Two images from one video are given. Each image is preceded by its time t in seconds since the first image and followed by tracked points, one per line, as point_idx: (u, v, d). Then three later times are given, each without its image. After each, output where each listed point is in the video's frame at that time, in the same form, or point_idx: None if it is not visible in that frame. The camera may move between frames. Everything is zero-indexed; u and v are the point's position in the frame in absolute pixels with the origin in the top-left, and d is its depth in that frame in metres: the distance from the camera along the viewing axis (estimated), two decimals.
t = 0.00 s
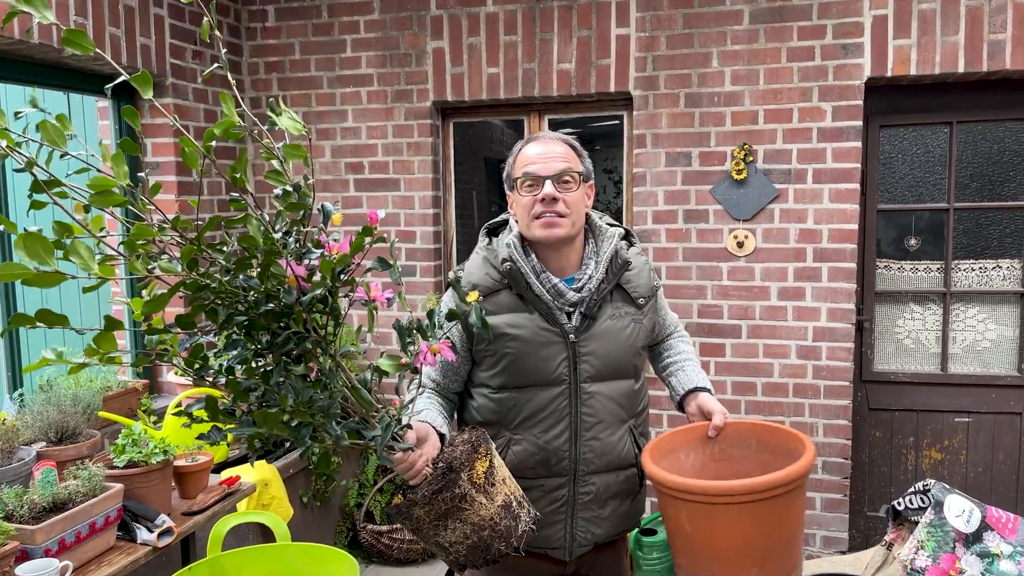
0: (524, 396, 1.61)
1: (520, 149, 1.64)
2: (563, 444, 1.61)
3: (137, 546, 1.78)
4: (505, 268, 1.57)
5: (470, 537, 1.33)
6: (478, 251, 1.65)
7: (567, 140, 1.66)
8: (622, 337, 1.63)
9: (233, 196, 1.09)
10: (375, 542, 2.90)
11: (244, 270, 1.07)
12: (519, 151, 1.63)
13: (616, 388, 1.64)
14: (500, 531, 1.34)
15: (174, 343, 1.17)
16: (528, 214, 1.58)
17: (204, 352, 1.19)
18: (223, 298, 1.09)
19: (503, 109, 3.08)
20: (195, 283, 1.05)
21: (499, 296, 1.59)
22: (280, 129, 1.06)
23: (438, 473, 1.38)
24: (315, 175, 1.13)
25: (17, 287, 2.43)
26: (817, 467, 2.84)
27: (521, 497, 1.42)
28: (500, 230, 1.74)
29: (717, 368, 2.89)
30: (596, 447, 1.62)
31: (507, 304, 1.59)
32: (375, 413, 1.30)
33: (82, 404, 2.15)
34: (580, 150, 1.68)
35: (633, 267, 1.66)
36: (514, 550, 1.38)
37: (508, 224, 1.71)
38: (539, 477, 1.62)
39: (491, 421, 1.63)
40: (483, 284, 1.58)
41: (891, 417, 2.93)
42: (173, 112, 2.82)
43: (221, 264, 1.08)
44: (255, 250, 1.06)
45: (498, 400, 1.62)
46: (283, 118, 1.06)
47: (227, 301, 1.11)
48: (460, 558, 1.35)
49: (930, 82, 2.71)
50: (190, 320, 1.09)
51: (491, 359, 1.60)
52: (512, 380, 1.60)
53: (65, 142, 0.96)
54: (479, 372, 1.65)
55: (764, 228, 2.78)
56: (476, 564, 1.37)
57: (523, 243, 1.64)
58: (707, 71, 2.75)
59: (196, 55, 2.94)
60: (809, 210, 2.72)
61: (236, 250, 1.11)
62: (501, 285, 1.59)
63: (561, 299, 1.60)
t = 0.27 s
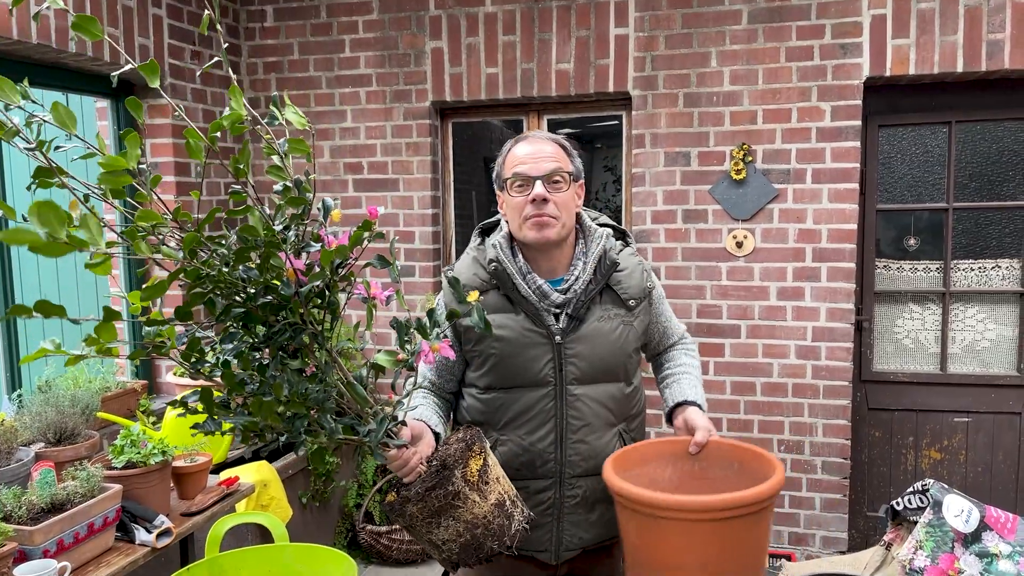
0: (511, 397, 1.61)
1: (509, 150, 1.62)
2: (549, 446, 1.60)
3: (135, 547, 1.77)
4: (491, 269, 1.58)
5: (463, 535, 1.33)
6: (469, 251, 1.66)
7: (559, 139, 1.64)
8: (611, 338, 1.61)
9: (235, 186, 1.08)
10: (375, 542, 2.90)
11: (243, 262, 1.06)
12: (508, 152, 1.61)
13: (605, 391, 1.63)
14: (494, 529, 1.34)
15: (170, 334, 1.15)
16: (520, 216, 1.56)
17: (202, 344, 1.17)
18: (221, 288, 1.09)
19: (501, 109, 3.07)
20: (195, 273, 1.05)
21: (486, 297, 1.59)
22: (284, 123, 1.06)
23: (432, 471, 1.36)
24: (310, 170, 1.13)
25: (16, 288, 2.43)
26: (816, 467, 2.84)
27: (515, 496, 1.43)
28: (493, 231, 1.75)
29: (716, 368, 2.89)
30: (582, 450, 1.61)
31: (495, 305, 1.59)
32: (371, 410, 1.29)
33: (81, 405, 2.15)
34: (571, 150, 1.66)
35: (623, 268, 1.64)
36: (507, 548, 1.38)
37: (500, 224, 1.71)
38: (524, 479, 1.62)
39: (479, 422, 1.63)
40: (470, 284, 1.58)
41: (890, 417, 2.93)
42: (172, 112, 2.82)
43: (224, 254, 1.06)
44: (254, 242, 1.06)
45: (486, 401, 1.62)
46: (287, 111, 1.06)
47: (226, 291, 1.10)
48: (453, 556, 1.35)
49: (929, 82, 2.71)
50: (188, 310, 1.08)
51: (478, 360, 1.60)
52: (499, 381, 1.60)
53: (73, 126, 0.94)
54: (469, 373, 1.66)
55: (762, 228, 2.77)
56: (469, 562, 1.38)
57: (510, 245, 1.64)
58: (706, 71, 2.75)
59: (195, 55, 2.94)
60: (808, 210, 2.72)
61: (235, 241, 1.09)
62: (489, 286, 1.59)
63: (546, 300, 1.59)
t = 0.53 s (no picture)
0: (499, 399, 1.61)
1: (505, 149, 1.61)
2: (535, 450, 1.59)
3: (134, 546, 1.77)
4: (482, 269, 1.58)
5: (452, 535, 1.32)
6: (463, 250, 1.66)
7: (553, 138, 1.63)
8: (600, 342, 1.59)
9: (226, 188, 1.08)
10: (374, 542, 2.90)
11: (231, 263, 1.04)
12: (503, 151, 1.61)
13: (593, 395, 1.61)
14: (483, 531, 1.33)
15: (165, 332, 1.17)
16: (512, 214, 1.55)
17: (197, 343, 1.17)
18: (208, 290, 1.07)
19: (501, 109, 3.07)
20: (181, 276, 1.04)
21: (477, 297, 1.60)
22: (274, 128, 1.06)
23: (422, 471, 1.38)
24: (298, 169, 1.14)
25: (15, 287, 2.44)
26: (816, 467, 2.84)
27: (507, 498, 1.41)
28: (491, 230, 1.74)
29: (716, 368, 2.89)
30: (569, 454, 1.59)
31: (486, 306, 1.59)
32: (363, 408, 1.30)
33: (80, 405, 2.15)
34: (566, 149, 1.65)
35: (617, 270, 1.62)
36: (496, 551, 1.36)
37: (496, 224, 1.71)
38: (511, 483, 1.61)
39: (469, 422, 1.64)
40: (461, 284, 1.59)
41: (889, 417, 2.93)
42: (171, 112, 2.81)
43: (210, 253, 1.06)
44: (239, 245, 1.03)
45: (475, 402, 1.63)
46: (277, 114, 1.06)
47: (214, 293, 1.09)
48: (442, 556, 1.34)
49: (928, 81, 2.70)
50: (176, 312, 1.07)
51: (467, 361, 1.61)
52: (487, 383, 1.60)
53: (58, 130, 0.95)
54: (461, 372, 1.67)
55: (762, 227, 2.77)
56: (459, 563, 1.38)
57: (504, 245, 1.64)
58: (705, 70, 2.75)
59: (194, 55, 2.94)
60: (807, 209, 2.72)
61: (226, 243, 1.09)
62: (480, 287, 1.60)
63: (535, 302, 1.58)
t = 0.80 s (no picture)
0: (490, 397, 1.61)
1: (507, 145, 1.62)
2: (524, 450, 1.59)
3: (134, 545, 1.77)
4: (477, 266, 1.59)
5: (441, 535, 1.33)
6: (461, 246, 1.68)
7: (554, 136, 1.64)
8: (592, 344, 1.57)
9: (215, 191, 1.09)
10: (375, 541, 2.90)
11: (220, 264, 1.06)
12: (505, 148, 1.61)
13: (584, 397, 1.59)
14: (472, 531, 1.34)
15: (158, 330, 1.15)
16: (512, 208, 1.55)
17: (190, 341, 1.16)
18: (195, 290, 1.08)
19: (501, 108, 3.07)
20: (169, 276, 1.04)
21: (472, 295, 1.61)
22: (255, 125, 1.05)
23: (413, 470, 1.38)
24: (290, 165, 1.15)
25: (14, 286, 2.45)
26: (816, 465, 2.84)
27: (497, 498, 1.41)
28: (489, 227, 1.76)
29: (716, 367, 2.89)
30: (558, 456, 1.58)
31: (479, 304, 1.61)
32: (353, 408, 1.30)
33: (79, 404, 2.15)
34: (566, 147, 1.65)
35: (612, 272, 1.59)
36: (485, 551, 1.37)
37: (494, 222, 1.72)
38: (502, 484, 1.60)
39: (461, 420, 1.65)
40: (456, 281, 1.61)
41: (889, 415, 2.93)
42: (171, 111, 2.81)
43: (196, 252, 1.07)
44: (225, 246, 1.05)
45: (467, 400, 1.64)
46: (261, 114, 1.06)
47: (201, 293, 1.09)
48: (432, 555, 1.35)
49: (928, 79, 2.70)
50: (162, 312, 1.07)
51: (460, 358, 1.62)
52: (479, 381, 1.61)
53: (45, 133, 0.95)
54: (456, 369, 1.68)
55: (762, 226, 2.77)
56: (448, 562, 1.38)
57: (501, 243, 1.66)
58: (705, 69, 2.75)
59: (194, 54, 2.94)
60: (808, 208, 2.72)
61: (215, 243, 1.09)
62: (475, 285, 1.61)
63: (527, 303, 1.58)
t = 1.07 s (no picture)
0: (486, 398, 1.61)
1: (507, 146, 1.57)
2: (519, 451, 1.58)
3: (135, 544, 1.77)
4: (473, 267, 1.59)
5: (434, 534, 1.33)
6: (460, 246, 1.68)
7: (553, 134, 1.60)
8: (589, 345, 1.56)
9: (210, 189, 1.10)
10: (375, 540, 2.91)
11: (213, 263, 1.07)
12: (505, 148, 1.57)
13: (581, 399, 1.58)
14: (465, 530, 1.34)
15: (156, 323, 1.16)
16: (513, 216, 1.54)
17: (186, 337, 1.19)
18: (187, 289, 1.09)
19: (501, 107, 3.07)
20: (161, 275, 1.05)
21: (468, 295, 1.61)
22: (250, 127, 1.07)
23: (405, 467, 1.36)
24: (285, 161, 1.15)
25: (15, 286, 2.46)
26: (816, 464, 2.84)
27: (491, 496, 1.41)
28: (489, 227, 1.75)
29: (716, 365, 2.89)
30: (553, 457, 1.57)
31: (477, 304, 1.61)
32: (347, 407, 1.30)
33: (80, 402, 2.14)
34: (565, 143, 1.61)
35: (611, 273, 1.58)
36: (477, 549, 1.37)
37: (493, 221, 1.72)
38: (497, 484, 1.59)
39: (457, 421, 1.64)
40: (454, 280, 1.61)
41: (889, 414, 2.93)
42: (171, 110, 2.81)
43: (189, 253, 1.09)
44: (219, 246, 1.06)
45: (463, 400, 1.63)
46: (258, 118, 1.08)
47: (195, 292, 1.10)
48: (424, 553, 1.35)
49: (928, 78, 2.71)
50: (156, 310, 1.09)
51: (456, 357, 1.62)
52: (475, 381, 1.61)
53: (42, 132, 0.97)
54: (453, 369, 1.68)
55: (762, 225, 2.77)
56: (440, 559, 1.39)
57: (499, 243, 1.65)
58: (705, 68, 2.75)
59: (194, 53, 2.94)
60: (808, 206, 2.72)
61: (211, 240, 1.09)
62: (473, 284, 1.61)
63: (523, 304, 1.57)
